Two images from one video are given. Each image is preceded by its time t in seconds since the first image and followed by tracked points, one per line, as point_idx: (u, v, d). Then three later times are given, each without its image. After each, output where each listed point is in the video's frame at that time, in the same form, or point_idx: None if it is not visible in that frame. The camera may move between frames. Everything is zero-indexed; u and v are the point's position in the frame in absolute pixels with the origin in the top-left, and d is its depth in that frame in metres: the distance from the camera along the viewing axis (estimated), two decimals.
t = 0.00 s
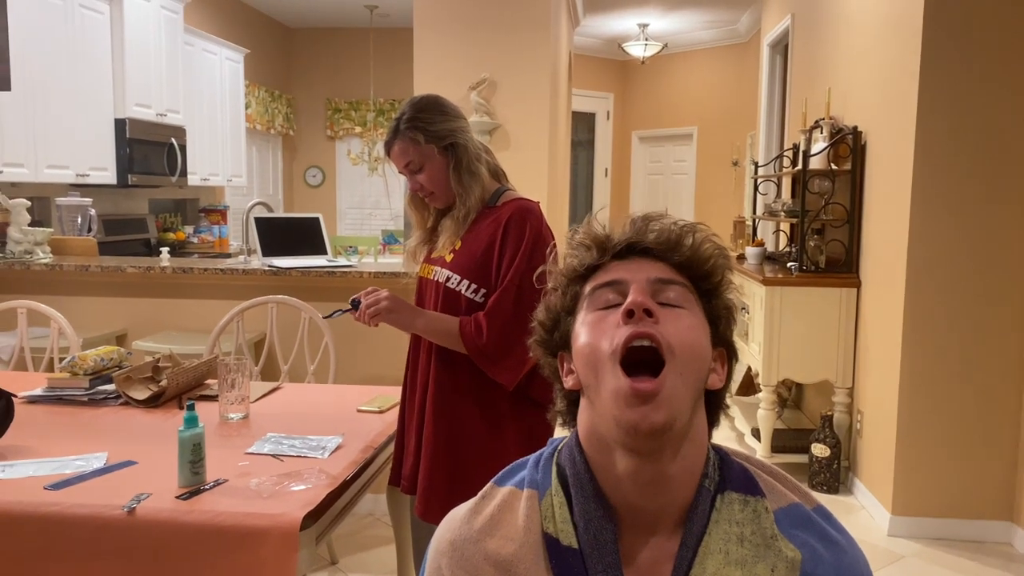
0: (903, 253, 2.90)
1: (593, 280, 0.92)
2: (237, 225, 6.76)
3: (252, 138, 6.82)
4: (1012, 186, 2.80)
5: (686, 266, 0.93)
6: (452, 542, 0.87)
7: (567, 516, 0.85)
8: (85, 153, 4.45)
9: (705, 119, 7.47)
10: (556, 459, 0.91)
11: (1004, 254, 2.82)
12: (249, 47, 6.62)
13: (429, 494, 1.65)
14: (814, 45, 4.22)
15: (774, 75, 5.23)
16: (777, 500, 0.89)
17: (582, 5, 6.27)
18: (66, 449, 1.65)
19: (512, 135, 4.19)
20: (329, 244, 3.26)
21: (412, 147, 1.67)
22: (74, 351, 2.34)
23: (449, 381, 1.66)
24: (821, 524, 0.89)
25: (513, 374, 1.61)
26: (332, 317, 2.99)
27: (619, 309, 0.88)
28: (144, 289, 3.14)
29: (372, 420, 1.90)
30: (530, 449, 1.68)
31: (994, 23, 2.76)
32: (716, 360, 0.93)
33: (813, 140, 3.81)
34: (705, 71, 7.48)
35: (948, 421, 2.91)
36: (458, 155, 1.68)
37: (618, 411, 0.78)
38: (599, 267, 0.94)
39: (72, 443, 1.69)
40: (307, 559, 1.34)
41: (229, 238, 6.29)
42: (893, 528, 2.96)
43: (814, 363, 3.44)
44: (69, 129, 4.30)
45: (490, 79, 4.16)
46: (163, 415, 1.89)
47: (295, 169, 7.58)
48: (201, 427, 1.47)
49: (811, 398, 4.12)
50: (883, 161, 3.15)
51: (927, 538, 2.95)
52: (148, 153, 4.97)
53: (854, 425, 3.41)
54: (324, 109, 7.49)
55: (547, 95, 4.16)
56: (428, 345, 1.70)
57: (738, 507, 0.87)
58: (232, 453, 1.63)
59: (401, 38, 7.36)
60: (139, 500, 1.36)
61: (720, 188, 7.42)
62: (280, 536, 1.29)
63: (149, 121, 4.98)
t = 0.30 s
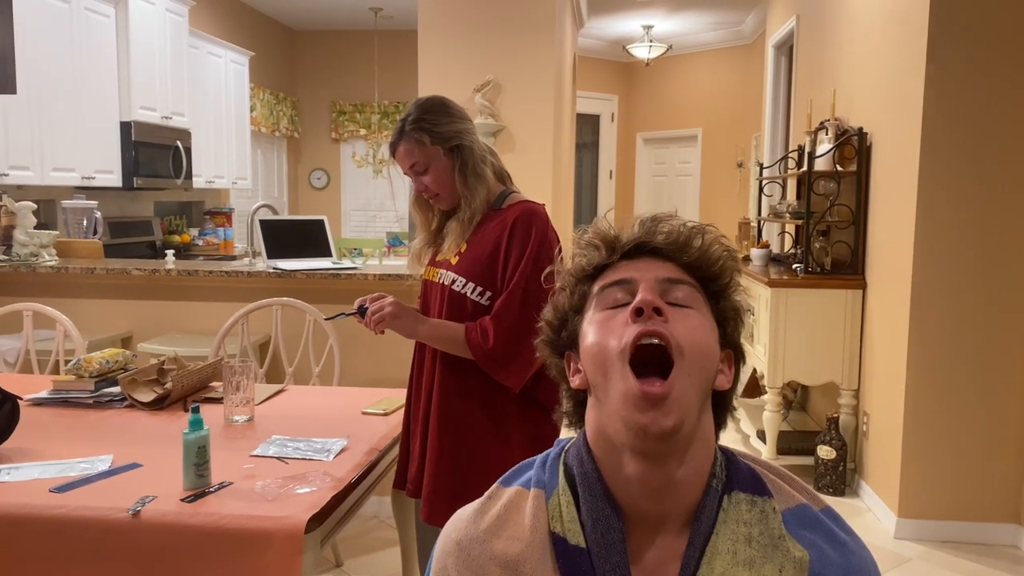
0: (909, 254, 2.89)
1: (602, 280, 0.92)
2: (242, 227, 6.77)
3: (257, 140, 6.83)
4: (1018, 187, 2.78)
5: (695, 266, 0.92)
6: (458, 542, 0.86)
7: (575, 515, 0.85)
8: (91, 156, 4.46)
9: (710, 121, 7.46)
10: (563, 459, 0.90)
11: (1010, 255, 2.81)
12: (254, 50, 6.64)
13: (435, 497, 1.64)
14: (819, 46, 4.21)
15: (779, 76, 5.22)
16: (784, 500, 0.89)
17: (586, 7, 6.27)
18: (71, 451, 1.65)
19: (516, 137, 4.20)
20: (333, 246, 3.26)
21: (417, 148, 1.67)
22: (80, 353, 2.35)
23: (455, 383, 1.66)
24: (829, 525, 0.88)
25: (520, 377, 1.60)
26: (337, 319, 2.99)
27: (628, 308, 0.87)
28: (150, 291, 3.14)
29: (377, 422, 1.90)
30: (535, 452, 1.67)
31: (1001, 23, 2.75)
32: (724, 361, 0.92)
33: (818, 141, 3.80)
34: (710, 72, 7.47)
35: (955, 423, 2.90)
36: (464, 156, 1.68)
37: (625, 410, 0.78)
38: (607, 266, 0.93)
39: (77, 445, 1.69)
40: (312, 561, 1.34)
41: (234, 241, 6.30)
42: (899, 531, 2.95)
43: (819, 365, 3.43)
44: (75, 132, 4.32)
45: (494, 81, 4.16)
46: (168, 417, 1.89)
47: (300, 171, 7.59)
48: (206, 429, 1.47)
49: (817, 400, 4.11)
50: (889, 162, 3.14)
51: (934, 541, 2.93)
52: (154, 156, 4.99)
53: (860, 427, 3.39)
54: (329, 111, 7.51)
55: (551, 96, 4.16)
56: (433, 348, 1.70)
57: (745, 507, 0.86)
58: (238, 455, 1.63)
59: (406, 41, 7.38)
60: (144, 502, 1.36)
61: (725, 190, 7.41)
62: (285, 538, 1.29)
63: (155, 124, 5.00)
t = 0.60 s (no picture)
0: (913, 254, 2.88)
1: (608, 278, 0.92)
2: (245, 228, 6.77)
3: (260, 141, 6.83)
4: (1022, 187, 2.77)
5: (702, 266, 0.92)
6: (462, 539, 0.86)
7: (579, 513, 0.84)
8: (94, 157, 4.46)
9: (712, 121, 7.45)
10: (568, 457, 0.90)
11: (1014, 255, 2.80)
12: (257, 51, 6.64)
13: (439, 498, 1.64)
14: (822, 46, 4.20)
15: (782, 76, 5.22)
16: (789, 499, 0.88)
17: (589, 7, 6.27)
18: (74, 453, 1.65)
19: (519, 137, 4.19)
20: (335, 247, 3.26)
21: (420, 147, 1.67)
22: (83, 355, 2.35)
23: (459, 384, 1.66)
24: (834, 524, 0.88)
25: (528, 380, 1.60)
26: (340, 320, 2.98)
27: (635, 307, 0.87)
28: (153, 292, 3.14)
29: (380, 423, 1.90)
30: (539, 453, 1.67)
31: (1004, 23, 2.74)
32: (730, 361, 0.92)
33: (821, 141, 3.80)
34: (713, 72, 7.46)
35: (959, 423, 2.89)
36: (467, 156, 1.68)
37: (631, 411, 0.78)
38: (614, 265, 0.93)
39: (80, 446, 1.69)
40: (315, 561, 1.34)
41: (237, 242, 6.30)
42: (903, 532, 2.94)
43: (822, 365, 3.42)
44: (78, 133, 4.32)
45: (497, 81, 4.16)
46: (171, 418, 1.89)
47: (302, 172, 7.59)
48: (209, 430, 1.46)
49: (820, 401, 4.10)
50: (892, 161, 3.14)
51: (938, 541, 2.92)
52: (156, 157, 4.99)
53: (864, 427, 3.38)
54: (332, 112, 7.51)
55: (554, 97, 4.16)
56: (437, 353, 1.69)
57: (750, 506, 0.86)
58: (241, 456, 1.63)
59: (408, 42, 7.38)
60: (147, 504, 1.36)
61: (728, 190, 7.40)
62: (288, 539, 1.29)
63: (158, 125, 5.00)
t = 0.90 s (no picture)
0: (916, 252, 2.87)
1: (611, 276, 0.91)
2: (246, 228, 6.77)
3: (261, 140, 6.83)
4: None
5: (706, 263, 0.92)
6: (464, 540, 0.86)
7: (582, 513, 0.84)
8: (95, 156, 4.46)
9: (714, 120, 7.44)
10: (570, 457, 0.89)
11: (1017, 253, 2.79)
12: (258, 50, 6.64)
13: (441, 496, 1.64)
14: (824, 44, 4.19)
15: (784, 75, 5.21)
16: (793, 499, 0.88)
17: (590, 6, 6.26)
18: (76, 451, 1.65)
19: (520, 136, 4.19)
20: (338, 246, 3.25)
21: (424, 144, 1.66)
22: (85, 354, 2.35)
23: (462, 382, 1.66)
24: (838, 524, 0.87)
25: (530, 377, 1.60)
26: (342, 319, 2.98)
27: (638, 304, 0.86)
28: (155, 291, 3.14)
29: (382, 422, 1.90)
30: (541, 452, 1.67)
31: (1007, 21, 2.73)
32: (733, 359, 0.92)
33: (824, 139, 3.79)
34: (714, 71, 7.46)
35: (961, 421, 2.88)
36: (471, 154, 1.68)
37: (634, 410, 0.78)
38: (618, 262, 0.93)
39: (82, 445, 1.69)
40: (317, 560, 1.34)
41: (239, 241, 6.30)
42: (906, 530, 2.93)
43: (825, 364, 3.41)
44: (80, 133, 4.32)
45: (499, 80, 4.16)
46: (173, 417, 1.89)
47: (304, 172, 7.58)
48: (211, 429, 1.46)
49: (823, 399, 4.09)
50: (895, 160, 3.13)
51: (941, 540, 2.92)
52: (158, 156, 4.99)
53: (866, 426, 3.38)
54: (333, 111, 7.51)
55: (555, 95, 4.15)
56: (439, 348, 1.69)
57: (754, 506, 0.85)
58: (243, 455, 1.63)
59: (409, 41, 7.37)
60: (149, 502, 1.36)
61: (730, 189, 7.39)
62: (290, 537, 1.29)
63: (159, 124, 5.00)
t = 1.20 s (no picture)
0: (917, 250, 2.87)
1: (609, 278, 0.91)
2: (247, 227, 6.77)
3: (262, 139, 6.83)
4: None
5: (705, 263, 0.91)
6: (465, 544, 0.86)
7: (582, 517, 0.84)
8: (97, 155, 4.47)
9: (715, 118, 7.44)
10: (571, 461, 0.89)
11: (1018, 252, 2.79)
12: (258, 49, 6.63)
13: (443, 496, 1.64)
14: (826, 43, 4.18)
15: (785, 73, 5.20)
16: (794, 502, 0.88)
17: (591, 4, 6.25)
18: (77, 451, 1.65)
19: (521, 135, 4.19)
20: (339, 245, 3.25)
21: (428, 144, 1.66)
22: (86, 353, 2.35)
23: (464, 384, 1.66)
24: (839, 525, 0.87)
25: (533, 376, 1.60)
26: (343, 318, 2.98)
27: (637, 307, 0.86)
28: (156, 290, 3.14)
29: (383, 421, 1.90)
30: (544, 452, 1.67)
31: (1009, 18, 2.73)
32: (733, 360, 0.92)
33: (825, 138, 3.78)
34: (715, 69, 7.45)
35: (963, 420, 2.88)
36: (475, 153, 1.67)
37: (635, 415, 0.77)
38: (617, 264, 0.92)
39: (84, 445, 1.69)
40: (319, 561, 1.34)
41: (240, 240, 6.30)
42: (907, 529, 2.93)
43: (827, 363, 3.41)
44: (81, 132, 4.32)
45: (500, 78, 4.16)
46: (175, 417, 1.89)
47: (304, 171, 7.58)
48: (212, 429, 1.46)
49: (824, 398, 4.09)
50: (896, 158, 3.13)
51: (942, 539, 2.91)
52: (159, 156, 4.99)
53: (868, 425, 3.38)
54: (334, 110, 7.50)
55: (557, 94, 4.15)
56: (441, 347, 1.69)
57: (756, 509, 0.85)
58: (245, 454, 1.63)
59: (410, 39, 7.37)
60: (150, 502, 1.36)
61: (732, 187, 7.39)
62: (292, 537, 1.29)
63: (160, 123, 5.00)
